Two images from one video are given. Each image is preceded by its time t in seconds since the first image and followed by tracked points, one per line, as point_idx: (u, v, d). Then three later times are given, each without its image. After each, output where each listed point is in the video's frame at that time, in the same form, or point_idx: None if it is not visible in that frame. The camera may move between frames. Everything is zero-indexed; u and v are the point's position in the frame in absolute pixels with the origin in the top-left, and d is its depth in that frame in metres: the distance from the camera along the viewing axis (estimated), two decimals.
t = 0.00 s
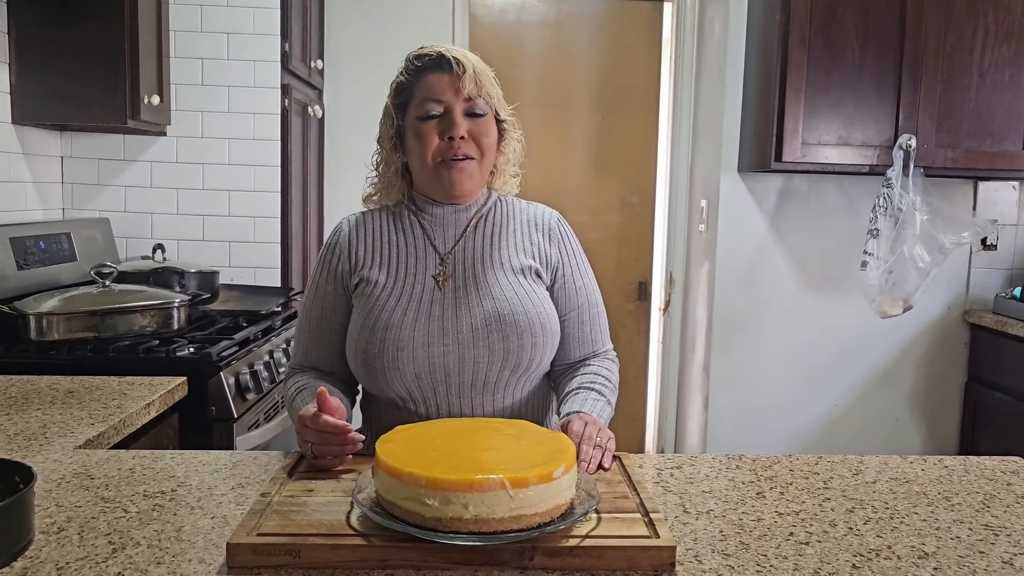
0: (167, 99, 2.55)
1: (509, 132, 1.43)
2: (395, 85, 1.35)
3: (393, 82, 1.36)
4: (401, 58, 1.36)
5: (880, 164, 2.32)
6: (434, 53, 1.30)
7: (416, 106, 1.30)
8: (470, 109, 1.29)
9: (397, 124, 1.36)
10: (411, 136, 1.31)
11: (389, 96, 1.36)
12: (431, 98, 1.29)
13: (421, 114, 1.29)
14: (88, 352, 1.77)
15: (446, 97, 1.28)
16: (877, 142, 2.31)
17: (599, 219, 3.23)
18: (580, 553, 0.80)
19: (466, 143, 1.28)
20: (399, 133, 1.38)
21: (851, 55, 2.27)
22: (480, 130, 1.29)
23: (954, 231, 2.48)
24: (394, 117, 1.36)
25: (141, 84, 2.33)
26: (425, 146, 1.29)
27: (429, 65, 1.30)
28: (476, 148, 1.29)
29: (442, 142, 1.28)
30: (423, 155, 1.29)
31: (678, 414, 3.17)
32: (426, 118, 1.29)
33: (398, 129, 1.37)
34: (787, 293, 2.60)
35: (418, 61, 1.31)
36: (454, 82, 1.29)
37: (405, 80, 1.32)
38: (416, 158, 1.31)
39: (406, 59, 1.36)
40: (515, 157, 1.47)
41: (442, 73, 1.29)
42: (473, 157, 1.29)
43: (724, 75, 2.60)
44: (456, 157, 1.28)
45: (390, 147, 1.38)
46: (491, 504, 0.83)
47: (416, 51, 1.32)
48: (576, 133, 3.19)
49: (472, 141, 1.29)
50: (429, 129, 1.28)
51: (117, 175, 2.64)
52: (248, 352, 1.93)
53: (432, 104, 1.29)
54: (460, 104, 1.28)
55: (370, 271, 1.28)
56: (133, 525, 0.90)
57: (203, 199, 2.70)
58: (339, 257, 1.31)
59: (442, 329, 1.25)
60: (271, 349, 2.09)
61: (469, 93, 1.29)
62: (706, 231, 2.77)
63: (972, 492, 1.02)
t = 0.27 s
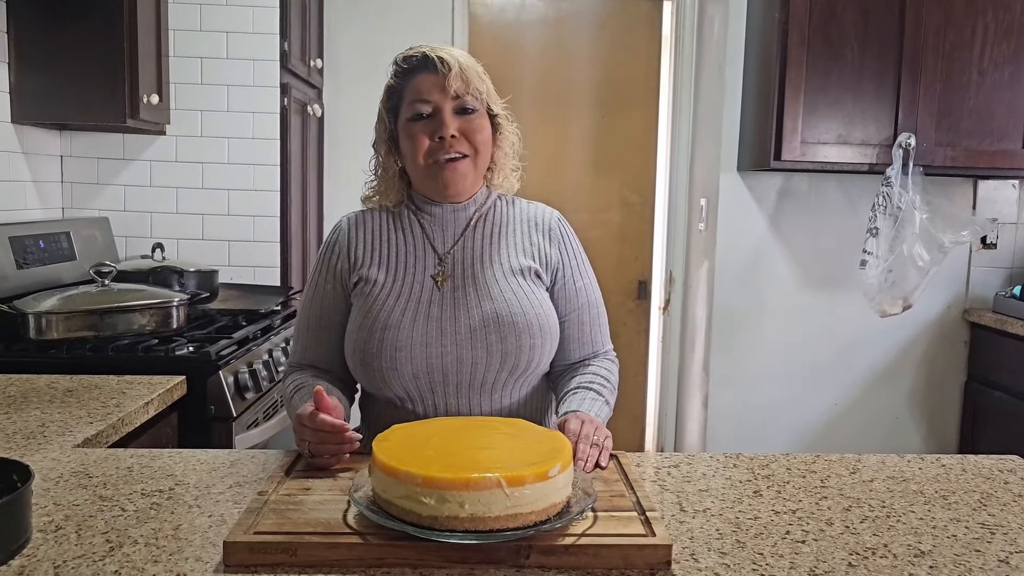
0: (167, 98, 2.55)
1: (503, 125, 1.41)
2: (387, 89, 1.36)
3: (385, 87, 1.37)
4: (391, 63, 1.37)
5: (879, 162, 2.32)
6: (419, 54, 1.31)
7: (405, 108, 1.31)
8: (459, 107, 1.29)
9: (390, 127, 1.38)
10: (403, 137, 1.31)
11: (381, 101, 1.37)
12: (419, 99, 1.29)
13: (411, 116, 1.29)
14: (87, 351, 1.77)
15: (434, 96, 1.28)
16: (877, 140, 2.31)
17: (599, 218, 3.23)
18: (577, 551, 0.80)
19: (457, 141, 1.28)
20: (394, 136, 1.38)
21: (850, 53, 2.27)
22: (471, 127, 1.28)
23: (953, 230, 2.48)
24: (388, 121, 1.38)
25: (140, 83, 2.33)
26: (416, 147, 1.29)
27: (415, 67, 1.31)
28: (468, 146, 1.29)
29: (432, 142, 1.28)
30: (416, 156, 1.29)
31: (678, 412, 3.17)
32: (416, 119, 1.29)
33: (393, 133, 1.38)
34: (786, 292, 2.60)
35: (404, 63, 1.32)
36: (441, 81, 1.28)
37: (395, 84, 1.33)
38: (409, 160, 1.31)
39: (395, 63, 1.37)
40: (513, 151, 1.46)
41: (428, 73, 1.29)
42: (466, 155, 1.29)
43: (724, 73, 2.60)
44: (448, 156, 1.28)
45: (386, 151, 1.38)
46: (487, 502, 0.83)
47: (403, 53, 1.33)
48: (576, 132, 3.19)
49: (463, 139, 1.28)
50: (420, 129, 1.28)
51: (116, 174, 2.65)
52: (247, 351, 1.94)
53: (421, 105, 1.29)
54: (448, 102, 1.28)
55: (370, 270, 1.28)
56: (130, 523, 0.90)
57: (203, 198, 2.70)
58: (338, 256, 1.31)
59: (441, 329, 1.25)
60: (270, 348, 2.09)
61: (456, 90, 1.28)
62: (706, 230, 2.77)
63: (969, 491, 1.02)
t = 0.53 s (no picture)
0: (166, 97, 2.55)
1: (503, 121, 1.41)
2: (385, 90, 1.36)
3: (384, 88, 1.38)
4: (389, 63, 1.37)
5: (878, 161, 2.32)
6: (415, 53, 1.31)
7: (402, 107, 1.31)
8: (457, 105, 1.29)
9: (388, 127, 1.38)
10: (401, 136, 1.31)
11: (380, 102, 1.37)
12: (416, 98, 1.29)
13: (408, 114, 1.29)
14: (85, 350, 1.77)
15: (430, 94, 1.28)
16: (876, 139, 2.30)
17: (598, 217, 3.23)
18: (573, 550, 0.80)
19: (455, 139, 1.27)
20: (392, 136, 1.39)
21: (849, 52, 2.27)
22: (468, 124, 1.28)
23: (952, 228, 2.48)
24: (388, 122, 1.38)
25: (139, 81, 2.33)
26: (414, 146, 1.29)
27: (412, 65, 1.31)
28: (466, 143, 1.28)
29: (430, 140, 1.27)
30: (414, 155, 1.29)
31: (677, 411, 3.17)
32: (414, 117, 1.29)
33: (392, 133, 1.38)
34: (786, 291, 2.60)
35: (401, 63, 1.32)
36: (437, 79, 1.28)
37: (392, 85, 1.34)
38: (408, 159, 1.31)
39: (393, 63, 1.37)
40: (513, 148, 1.46)
41: (425, 71, 1.29)
42: (464, 153, 1.29)
43: (724, 72, 2.60)
44: (447, 154, 1.28)
45: (384, 151, 1.38)
46: (484, 501, 0.83)
47: (399, 52, 1.33)
48: (575, 131, 3.19)
49: (461, 136, 1.28)
50: (417, 128, 1.28)
51: (115, 173, 2.64)
52: (245, 350, 1.93)
53: (417, 104, 1.29)
54: (445, 100, 1.28)
55: (371, 267, 1.28)
56: (127, 522, 0.90)
57: (202, 197, 2.70)
58: (339, 253, 1.31)
59: (442, 327, 1.25)
60: (269, 347, 2.09)
61: (453, 88, 1.28)
62: (705, 228, 2.77)
63: (966, 490, 1.02)
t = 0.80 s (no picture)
0: (164, 95, 2.55)
1: (506, 119, 1.40)
2: (387, 86, 1.36)
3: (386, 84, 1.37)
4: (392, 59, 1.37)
5: (878, 160, 2.31)
6: (419, 49, 1.31)
7: (405, 104, 1.30)
8: (460, 102, 1.28)
9: (391, 125, 1.38)
10: (403, 133, 1.31)
11: (382, 98, 1.37)
12: (418, 94, 1.28)
13: (411, 111, 1.29)
14: (83, 348, 1.77)
15: (434, 91, 1.28)
16: (876, 138, 2.30)
17: (598, 216, 3.23)
18: (571, 550, 0.80)
19: (457, 135, 1.27)
20: (394, 134, 1.38)
21: (849, 51, 2.27)
22: (471, 121, 1.28)
23: (952, 227, 2.47)
24: (389, 119, 1.38)
25: (137, 79, 2.33)
26: (416, 142, 1.28)
27: (415, 62, 1.31)
28: (469, 140, 1.28)
29: (433, 136, 1.27)
30: (416, 152, 1.29)
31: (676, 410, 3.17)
32: (417, 114, 1.29)
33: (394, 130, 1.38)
34: (785, 290, 2.60)
35: (404, 59, 1.32)
36: (440, 75, 1.28)
37: (395, 81, 1.34)
38: (410, 156, 1.30)
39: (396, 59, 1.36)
40: (516, 146, 1.45)
41: (428, 67, 1.29)
42: (466, 149, 1.28)
43: (723, 70, 2.59)
44: (449, 150, 1.27)
45: (386, 149, 1.38)
46: (481, 500, 0.82)
47: (403, 49, 1.33)
48: (575, 129, 3.19)
49: (464, 133, 1.28)
50: (420, 125, 1.28)
51: (114, 171, 2.64)
52: (244, 349, 1.93)
53: (420, 101, 1.28)
54: (449, 97, 1.28)
55: (372, 265, 1.28)
56: (124, 521, 0.90)
57: (200, 195, 2.69)
58: (340, 250, 1.31)
59: (442, 326, 1.25)
60: (267, 346, 2.09)
61: (456, 84, 1.28)
62: (704, 227, 2.77)
63: (965, 489, 1.02)
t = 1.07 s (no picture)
0: (163, 91, 2.54)
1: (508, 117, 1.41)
2: (389, 82, 1.36)
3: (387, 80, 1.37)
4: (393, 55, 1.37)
5: (877, 156, 2.31)
6: (422, 44, 1.31)
7: (408, 99, 1.30)
8: (464, 97, 1.28)
9: (392, 120, 1.38)
10: (406, 128, 1.30)
11: (383, 94, 1.37)
12: (421, 89, 1.28)
13: (413, 106, 1.29)
14: (82, 344, 1.77)
15: (437, 86, 1.28)
16: (875, 134, 2.30)
17: (597, 212, 3.23)
18: (569, 546, 0.80)
19: (461, 131, 1.27)
20: (396, 130, 1.38)
21: (849, 47, 2.26)
22: (474, 117, 1.28)
23: (952, 223, 2.46)
24: (390, 115, 1.38)
25: (135, 75, 2.33)
26: (419, 137, 1.28)
27: (417, 58, 1.31)
28: (472, 136, 1.28)
29: (436, 131, 1.27)
30: (418, 146, 1.28)
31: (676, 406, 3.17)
32: (420, 109, 1.28)
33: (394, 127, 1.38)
34: (785, 286, 2.60)
35: (407, 55, 1.32)
36: (444, 71, 1.28)
37: (397, 77, 1.33)
38: (412, 151, 1.30)
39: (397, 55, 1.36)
40: (518, 143, 1.45)
41: (431, 63, 1.29)
42: (469, 145, 1.28)
43: (723, 66, 2.59)
44: (452, 145, 1.27)
45: (387, 145, 1.38)
46: (480, 497, 0.82)
47: (405, 44, 1.33)
48: (574, 125, 3.18)
49: (466, 129, 1.27)
50: (422, 120, 1.28)
51: (112, 167, 2.64)
52: (243, 345, 1.93)
53: (423, 95, 1.28)
54: (452, 92, 1.28)
55: (372, 262, 1.28)
56: (122, 517, 0.90)
57: (200, 191, 2.69)
58: (340, 247, 1.31)
59: (442, 323, 1.25)
60: (266, 342, 2.09)
61: (460, 80, 1.28)
62: (704, 224, 2.77)
63: (964, 486, 1.02)
